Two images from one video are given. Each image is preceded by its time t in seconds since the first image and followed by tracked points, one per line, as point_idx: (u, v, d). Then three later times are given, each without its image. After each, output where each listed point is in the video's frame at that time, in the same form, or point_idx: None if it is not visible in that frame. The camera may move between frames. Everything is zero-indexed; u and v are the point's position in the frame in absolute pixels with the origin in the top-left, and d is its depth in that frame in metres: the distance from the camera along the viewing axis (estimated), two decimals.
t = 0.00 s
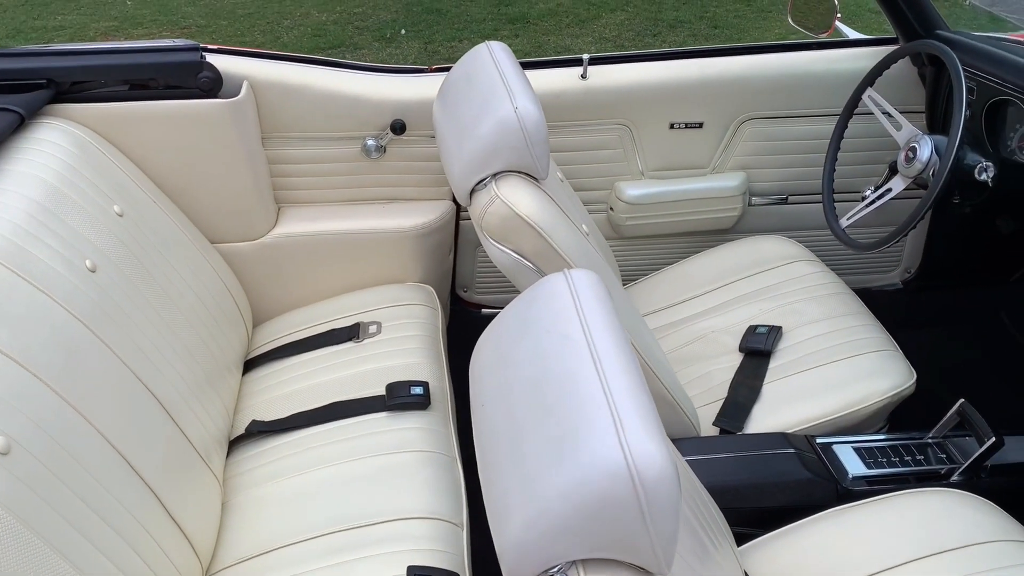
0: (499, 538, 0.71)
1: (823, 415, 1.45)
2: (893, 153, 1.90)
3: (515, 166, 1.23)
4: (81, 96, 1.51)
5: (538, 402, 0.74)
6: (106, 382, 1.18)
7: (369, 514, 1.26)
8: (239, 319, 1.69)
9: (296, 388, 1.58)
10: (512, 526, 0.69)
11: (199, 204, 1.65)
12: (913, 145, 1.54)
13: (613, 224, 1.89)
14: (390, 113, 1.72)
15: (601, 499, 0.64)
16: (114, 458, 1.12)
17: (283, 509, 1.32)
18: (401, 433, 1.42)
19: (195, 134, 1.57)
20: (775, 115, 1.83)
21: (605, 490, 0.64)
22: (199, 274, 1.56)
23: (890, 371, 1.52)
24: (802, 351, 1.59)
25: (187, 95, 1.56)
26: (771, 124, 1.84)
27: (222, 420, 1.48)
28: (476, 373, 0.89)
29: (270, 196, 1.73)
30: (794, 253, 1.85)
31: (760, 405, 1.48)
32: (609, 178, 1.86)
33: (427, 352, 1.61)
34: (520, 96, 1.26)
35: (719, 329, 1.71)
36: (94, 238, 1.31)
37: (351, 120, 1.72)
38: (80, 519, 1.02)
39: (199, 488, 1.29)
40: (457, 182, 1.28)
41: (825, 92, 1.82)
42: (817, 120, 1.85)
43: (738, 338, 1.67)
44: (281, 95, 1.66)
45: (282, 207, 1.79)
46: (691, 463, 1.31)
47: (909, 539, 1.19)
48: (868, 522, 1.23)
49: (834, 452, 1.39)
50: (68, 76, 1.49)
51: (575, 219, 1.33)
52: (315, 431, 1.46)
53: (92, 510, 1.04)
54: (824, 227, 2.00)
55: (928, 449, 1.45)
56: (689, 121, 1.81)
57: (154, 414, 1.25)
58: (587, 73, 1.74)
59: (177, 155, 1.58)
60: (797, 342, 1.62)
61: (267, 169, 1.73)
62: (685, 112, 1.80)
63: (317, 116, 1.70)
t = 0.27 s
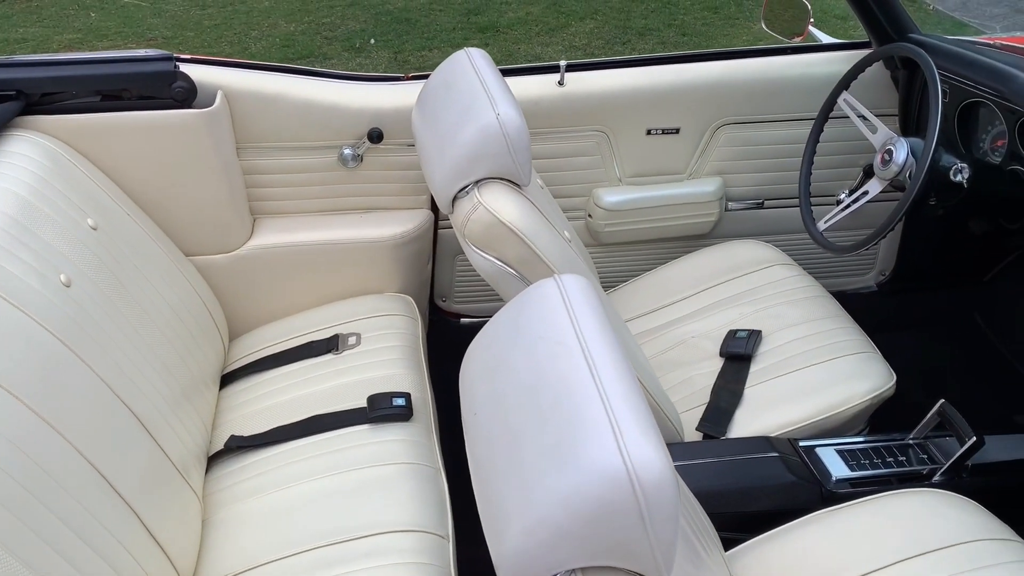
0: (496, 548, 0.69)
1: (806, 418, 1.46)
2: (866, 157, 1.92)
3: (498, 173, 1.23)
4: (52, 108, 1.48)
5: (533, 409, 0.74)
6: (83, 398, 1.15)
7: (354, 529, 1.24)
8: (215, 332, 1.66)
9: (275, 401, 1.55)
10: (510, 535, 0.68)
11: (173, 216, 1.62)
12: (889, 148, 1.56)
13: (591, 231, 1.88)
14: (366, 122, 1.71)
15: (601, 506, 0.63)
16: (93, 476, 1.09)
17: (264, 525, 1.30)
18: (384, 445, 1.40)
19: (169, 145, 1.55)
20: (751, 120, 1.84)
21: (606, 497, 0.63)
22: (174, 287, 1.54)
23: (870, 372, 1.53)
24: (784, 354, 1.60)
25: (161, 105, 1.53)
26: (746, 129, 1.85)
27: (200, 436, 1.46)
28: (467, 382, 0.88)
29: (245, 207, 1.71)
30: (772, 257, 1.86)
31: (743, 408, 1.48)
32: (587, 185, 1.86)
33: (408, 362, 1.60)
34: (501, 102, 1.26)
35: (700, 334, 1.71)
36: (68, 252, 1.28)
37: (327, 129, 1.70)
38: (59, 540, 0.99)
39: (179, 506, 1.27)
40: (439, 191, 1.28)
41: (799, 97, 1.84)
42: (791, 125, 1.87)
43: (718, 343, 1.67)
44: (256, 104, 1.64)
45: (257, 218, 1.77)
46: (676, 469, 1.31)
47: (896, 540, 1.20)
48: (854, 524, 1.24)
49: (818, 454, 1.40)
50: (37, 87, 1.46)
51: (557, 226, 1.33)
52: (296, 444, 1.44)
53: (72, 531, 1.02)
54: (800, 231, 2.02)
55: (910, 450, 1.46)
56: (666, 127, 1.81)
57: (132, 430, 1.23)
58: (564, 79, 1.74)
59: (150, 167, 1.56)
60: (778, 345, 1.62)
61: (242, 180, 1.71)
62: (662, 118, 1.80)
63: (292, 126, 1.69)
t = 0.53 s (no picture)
0: (480, 568, 0.68)
1: (785, 421, 1.45)
2: (838, 159, 1.93)
3: (472, 181, 1.22)
4: (11, 120, 1.45)
5: (516, 424, 0.72)
6: (48, 420, 1.12)
7: (332, 546, 1.22)
8: (185, 348, 1.62)
9: (248, 417, 1.52)
10: (494, 555, 0.66)
11: (138, 230, 1.59)
12: (861, 150, 1.57)
13: (565, 237, 1.87)
14: (336, 130, 1.69)
15: (588, 524, 0.62)
16: (60, 500, 1.06)
17: (240, 544, 1.26)
18: (361, 459, 1.38)
19: (134, 157, 1.52)
20: (723, 124, 1.84)
21: (592, 514, 0.62)
22: (142, 303, 1.50)
23: (847, 374, 1.53)
24: (761, 358, 1.59)
25: (125, 116, 1.50)
26: (719, 133, 1.85)
27: (172, 454, 1.42)
28: (446, 397, 0.87)
29: (213, 219, 1.68)
30: (746, 260, 1.85)
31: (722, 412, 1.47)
32: (561, 191, 1.84)
33: (384, 374, 1.57)
34: (474, 109, 1.25)
35: (677, 339, 1.70)
36: (30, 269, 1.25)
37: (296, 139, 1.68)
38: (27, 568, 0.95)
39: (151, 527, 1.23)
40: (413, 200, 1.26)
41: (770, 100, 1.84)
42: (763, 128, 1.87)
43: (696, 347, 1.66)
44: (223, 114, 1.62)
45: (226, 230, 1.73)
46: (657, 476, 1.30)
47: (880, 542, 1.19)
48: (838, 528, 1.23)
49: (798, 458, 1.39)
50: None
51: (533, 233, 1.32)
52: (270, 461, 1.41)
53: (39, 558, 0.98)
54: (774, 234, 2.02)
55: (889, 451, 1.46)
56: (638, 132, 1.81)
57: (101, 451, 1.19)
58: (536, 85, 1.73)
59: (115, 180, 1.53)
60: (755, 349, 1.62)
61: (210, 191, 1.68)
62: (634, 123, 1.80)
63: (260, 136, 1.66)
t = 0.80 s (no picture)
0: None
1: (765, 427, 1.44)
2: (810, 160, 1.92)
3: (443, 190, 1.19)
4: None
5: (495, 448, 0.69)
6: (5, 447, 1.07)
7: (306, 568, 1.18)
8: (151, 366, 1.58)
9: (218, 436, 1.48)
10: None
11: (100, 245, 1.54)
12: (834, 151, 1.56)
13: (539, 244, 1.85)
14: (303, 140, 1.66)
15: (571, 553, 0.59)
16: (20, 531, 1.01)
17: (210, 569, 1.22)
18: (334, 478, 1.34)
19: (94, 170, 1.47)
20: (694, 127, 1.82)
21: (576, 543, 0.59)
22: (105, 321, 1.46)
23: (827, 377, 1.52)
24: (740, 363, 1.58)
25: (83, 130, 1.46)
26: (691, 137, 1.83)
27: (139, 477, 1.38)
28: (422, 418, 0.83)
29: (178, 233, 1.63)
30: (722, 264, 1.84)
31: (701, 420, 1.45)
32: (534, 198, 1.82)
33: (357, 389, 1.54)
34: (443, 117, 1.22)
35: (655, 345, 1.68)
36: None
37: (261, 149, 1.65)
38: None
39: (118, 554, 1.19)
40: (381, 211, 1.23)
41: (742, 103, 1.83)
42: (735, 131, 1.86)
43: (674, 353, 1.64)
44: (185, 126, 1.58)
45: (191, 243, 1.69)
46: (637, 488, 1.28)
47: (863, 549, 1.17)
48: (822, 535, 1.21)
49: (780, 465, 1.38)
50: None
51: (506, 242, 1.29)
52: (241, 481, 1.37)
53: None
54: (748, 237, 2.00)
55: (871, 456, 1.45)
56: (610, 137, 1.79)
57: (63, 477, 1.15)
58: (506, 91, 1.71)
59: (74, 195, 1.48)
60: (733, 354, 1.60)
61: (174, 205, 1.63)
62: (606, 128, 1.78)
63: (225, 147, 1.62)
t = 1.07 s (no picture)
0: None
1: (747, 434, 1.42)
2: (785, 162, 1.91)
3: (414, 201, 1.16)
4: None
5: (474, 475, 0.66)
6: None
7: None
8: (118, 384, 1.53)
9: (188, 456, 1.43)
10: None
11: (62, 262, 1.49)
12: (810, 153, 1.54)
13: (515, 251, 1.82)
14: (270, 149, 1.62)
15: None
16: None
17: None
18: (309, 497, 1.30)
19: (54, 185, 1.42)
20: (668, 131, 1.80)
21: None
22: (69, 340, 1.41)
23: (807, 381, 1.50)
24: (721, 369, 1.56)
25: (41, 144, 1.41)
26: (665, 141, 1.81)
27: (106, 501, 1.33)
28: (397, 442, 0.80)
29: (143, 247, 1.59)
30: (700, 267, 1.82)
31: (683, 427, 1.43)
32: (508, 205, 1.79)
33: (332, 404, 1.50)
34: (413, 125, 1.19)
35: (634, 351, 1.66)
36: None
37: (228, 160, 1.61)
38: None
39: None
40: (352, 223, 1.20)
41: (715, 105, 1.81)
42: (710, 134, 1.84)
43: (653, 359, 1.62)
44: (148, 138, 1.54)
45: (157, 257, 1.64)
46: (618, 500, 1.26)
47: (850, 557, 1.15)
48: (809, 543, 1.19)
49: (763, 471, 1.37)
50: None
51: (481, 253, 1.26)
52: (213, 502, 1.32)
53: None
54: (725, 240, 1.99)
55: (855, 460, 1.44)
56: (584, 142, 1.77)
57: (24, 505, 1.10)
58: (477, 97, 1.68)
59: (34, 210, 1.43)
60: (712, 359, 1.58)
61: (138, 219, 1.59)
62: (580, 133, 1.75)
63: (190, 159, 1.58)
